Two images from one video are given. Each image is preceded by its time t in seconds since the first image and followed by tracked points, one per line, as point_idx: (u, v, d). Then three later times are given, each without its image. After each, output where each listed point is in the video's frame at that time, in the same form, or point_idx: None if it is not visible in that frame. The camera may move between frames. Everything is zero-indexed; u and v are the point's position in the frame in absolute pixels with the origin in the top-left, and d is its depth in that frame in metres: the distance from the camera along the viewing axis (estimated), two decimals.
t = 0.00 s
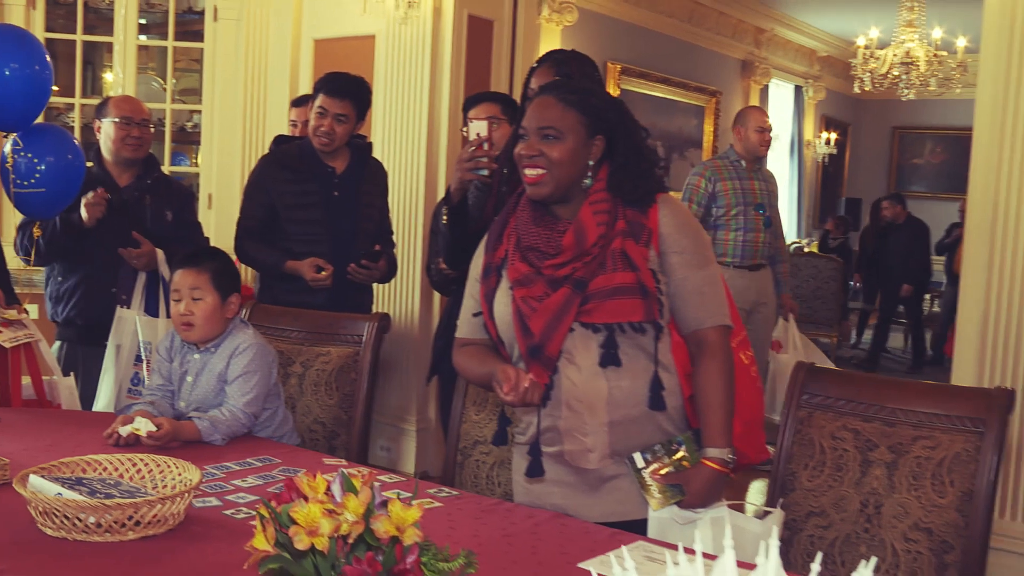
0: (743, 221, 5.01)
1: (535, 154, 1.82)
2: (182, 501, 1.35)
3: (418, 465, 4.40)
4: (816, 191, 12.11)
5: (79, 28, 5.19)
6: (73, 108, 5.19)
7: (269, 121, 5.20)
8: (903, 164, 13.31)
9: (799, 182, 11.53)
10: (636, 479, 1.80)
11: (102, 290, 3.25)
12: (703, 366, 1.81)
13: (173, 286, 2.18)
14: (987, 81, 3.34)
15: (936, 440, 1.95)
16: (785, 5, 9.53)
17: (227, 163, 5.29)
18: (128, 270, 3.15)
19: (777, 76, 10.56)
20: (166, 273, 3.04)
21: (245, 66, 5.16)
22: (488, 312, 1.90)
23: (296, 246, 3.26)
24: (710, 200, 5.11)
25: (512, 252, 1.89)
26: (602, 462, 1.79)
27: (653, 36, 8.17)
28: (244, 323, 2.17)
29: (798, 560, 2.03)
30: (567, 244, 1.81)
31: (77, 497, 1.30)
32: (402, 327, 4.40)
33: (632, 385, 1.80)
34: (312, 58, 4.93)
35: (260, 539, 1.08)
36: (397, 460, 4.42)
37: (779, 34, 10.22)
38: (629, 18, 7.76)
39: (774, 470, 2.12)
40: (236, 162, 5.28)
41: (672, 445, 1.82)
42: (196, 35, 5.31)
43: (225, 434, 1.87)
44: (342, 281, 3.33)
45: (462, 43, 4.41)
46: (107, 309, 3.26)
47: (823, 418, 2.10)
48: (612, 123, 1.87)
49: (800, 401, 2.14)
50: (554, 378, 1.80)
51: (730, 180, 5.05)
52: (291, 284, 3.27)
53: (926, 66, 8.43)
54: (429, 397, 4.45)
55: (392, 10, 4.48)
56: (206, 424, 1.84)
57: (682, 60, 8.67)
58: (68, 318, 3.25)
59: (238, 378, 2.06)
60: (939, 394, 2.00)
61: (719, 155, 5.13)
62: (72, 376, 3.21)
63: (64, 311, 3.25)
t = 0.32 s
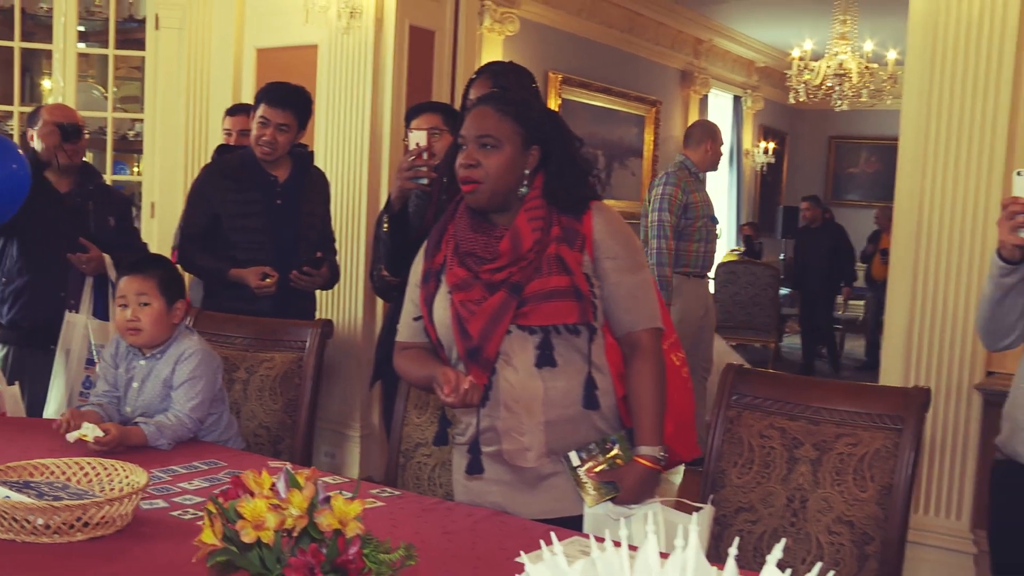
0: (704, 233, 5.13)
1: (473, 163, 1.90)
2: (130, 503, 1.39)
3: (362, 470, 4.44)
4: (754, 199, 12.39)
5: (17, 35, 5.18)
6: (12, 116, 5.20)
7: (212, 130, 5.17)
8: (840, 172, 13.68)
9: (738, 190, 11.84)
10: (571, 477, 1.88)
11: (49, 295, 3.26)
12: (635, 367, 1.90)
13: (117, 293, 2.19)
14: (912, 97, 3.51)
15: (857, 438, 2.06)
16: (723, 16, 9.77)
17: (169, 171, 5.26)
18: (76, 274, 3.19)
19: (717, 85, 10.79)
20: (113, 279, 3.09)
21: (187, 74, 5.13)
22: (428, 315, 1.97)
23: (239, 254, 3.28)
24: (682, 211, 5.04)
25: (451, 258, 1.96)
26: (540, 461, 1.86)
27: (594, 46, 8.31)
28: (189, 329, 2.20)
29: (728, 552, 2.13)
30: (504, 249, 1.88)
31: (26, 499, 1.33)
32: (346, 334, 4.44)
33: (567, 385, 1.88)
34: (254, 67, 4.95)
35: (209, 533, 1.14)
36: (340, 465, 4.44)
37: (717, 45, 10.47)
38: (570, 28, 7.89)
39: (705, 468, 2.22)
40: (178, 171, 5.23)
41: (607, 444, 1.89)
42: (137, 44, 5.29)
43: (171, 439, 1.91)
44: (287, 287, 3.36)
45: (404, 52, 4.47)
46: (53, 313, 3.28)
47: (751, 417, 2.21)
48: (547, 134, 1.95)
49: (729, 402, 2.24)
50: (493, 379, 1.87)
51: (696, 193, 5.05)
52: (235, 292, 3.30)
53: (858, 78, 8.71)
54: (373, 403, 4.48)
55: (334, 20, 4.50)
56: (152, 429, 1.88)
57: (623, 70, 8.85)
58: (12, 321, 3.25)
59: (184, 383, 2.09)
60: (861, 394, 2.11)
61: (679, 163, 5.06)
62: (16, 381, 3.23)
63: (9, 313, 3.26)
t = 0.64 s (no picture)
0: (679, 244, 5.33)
1: (419, 172, 1.92)
2: (74, 513, 1.39)
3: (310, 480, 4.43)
4: (700, 207, 12.60)
5: None
6: None
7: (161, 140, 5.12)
8: (781, 182, 13.97)
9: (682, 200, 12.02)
10: (517, 481, 1.90)
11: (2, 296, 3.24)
12: (578, 371, 1.95)
13: (59, 309, 2.19)
14: (841, 112, 3.61)
15: (795, 437, 2.12)
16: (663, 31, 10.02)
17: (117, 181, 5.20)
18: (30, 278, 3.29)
19: (659, 98, 11.05)
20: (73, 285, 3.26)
21: (137, 86, 5.10)
22: (374, 322, 2.00)
23: (186, 263, 3.28)
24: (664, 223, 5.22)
25: (397, 265, 2.00)
26: (485, 464, 1.90)
27: (537, 60, 8.67)
28: (136, 338, 2.20)
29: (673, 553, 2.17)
30: (449, 256, 1.92)
31: None
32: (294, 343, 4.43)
33: (512, 391, 1.92)
34: (204, 79, 4.92)
35: (153, 540, 1.16)
36: (288, 474, 4.43)
37: (660, 59, 10.69)
38: (517, 43, 8.32)
39: (648, 470, 2.28)
40: (127, 180, 5.19)
41: (551, 447, 1.92)
42: (84, 56, 5.24)
43: (117, 449, 1.92)
44: (234, 296, 3.36)
45: (353, 66, 4.47)
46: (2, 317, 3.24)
47: (693, 419, 2.27)
48: (490, 145, 1.99)
49: (671, 404, 2.31)
50: (439, 384, 1.90)
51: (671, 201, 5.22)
52: (182, 301, 3.30)
53: (793, 90, 8.94)
54: (321, 413, 4.48)
55: (283, 35, 4.50)
56: (98, 439, 1.89)
57: (564, 81, 9.19)
58: None
59: (131, 393, 2.09)
60: (798, 395, 2.18)
61: (654, 172, 5.20)
62: None
63: None
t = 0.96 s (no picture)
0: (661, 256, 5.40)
1: (371, 185, 1.94)
2: (21, 525, 1.38)
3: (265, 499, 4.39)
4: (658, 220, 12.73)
5: None
6: None
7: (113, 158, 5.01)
8: (739, 198, 14.15)
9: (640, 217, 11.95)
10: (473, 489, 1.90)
11: None
12: (533, 379, 1.95)
13: (7, 324, 2.17)
14: (796, 121, 3.68)
15: (749, 443, 2.15)
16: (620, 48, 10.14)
17: (69, 200, 5.14)
18: None
19: (617, 114, 11.16)
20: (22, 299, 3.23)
21: (88, 104, 5.03)
22: (328, 333, 2.01)
23: (139, 279, 3.26)
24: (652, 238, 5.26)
25: (350, 276, 2.01)
26: (441, 473, 1.90)
27: (497, 78, 8.81)
28: (86, 353, 2.18)
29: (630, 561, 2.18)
30: (401, 267, 1.94)
31: None
32: (249, 361, 4.40)
33: (466, 399, 1.92)
34: (156, 97, 4.80)
35: (102, 546, 1.14)
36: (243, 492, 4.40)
37: (617, 76, 10.82)
38: (473, 60, 8.44)
39: (604, 478, 2.29)
40: (78, 199, 5.13)
41: (507, 456, 1.93)
42: (35, 73, 5.19)
43: (66, 464, 1.91)
44: (186, 311, 3.34)
45: (308, 83, 4.44)
46: None
47: (648, 426, 2.29)
48: (442, 155, 2.01)
49: (626, 413, 2.33)
50: (393, 394, 1.90)
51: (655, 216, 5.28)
52: (134, 316, 3.28)
53: (750, 105, 8.99)
54: (277, 431, 4.45)
55: (237, 51, 4.47)
56: (47, 455, 1.88)
57: (522, 98, 9.27)
58: None
59: (80, 408, 2.07)
60: (751, 401, 2.21)
61: (639, 187, 5.27)
62: None
63: None
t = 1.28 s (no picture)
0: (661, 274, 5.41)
1: (333, 197, 1.92)
2: None
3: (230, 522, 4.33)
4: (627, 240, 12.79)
5: None
6: None
7: (73, 177, 4.95)
8: (708, 218, 14.26)
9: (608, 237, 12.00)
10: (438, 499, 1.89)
11: None
12: (498, 388, 1.93)
13: None
14: (764, 129, 3.71)
15: (717, 450, 2.15)
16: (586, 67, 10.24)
17: (28, 221, 5.07)
18: None
19: (585, 134, 11.24)
20: None
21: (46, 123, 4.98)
22: (291, 347, 1.99)
23: (98, 298, 3.22)
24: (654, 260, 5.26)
25: (312, 289, 2.00)
26: (407, 484, 1.88)
27: (463, 98, 8.88)
28: (43, 370, 2.16)
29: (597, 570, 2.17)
30: (363, 277, 1.93)
31: None
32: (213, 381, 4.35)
33: (431, 409, 1.90)
34: (116, 116, 4.78)
35: (60, 551, 1.12)
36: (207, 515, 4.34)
37: (584, 94, 10.90)
38: (438, 79, 8.49)
39: (571, 488, 2.28)
40: (37, 220, 5.06)
41: (473, 465, 1.91)
42: None
43: (25, 483, 1.89)
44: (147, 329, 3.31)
45: (270, 101, 4.41)
46: None
47: (614, 436, 2.29)
48: (402, 163, 2.01)
49: (592, 422, 2.33)
50: (355, 406, 1.90)
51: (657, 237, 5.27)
52: (95, 335, 3.25)
53: (718, 120, 8.98)
54: (241, 452, 4.39)
55: (198, 68, 4.46)
56: (5, 473, 1.86)
57: (489, 119, 9.31)
58: None
59: (38, 426, 2.06)
60: (716, 408, 2.21)
61: (639, 209, 5.26)
62: None
63: None
